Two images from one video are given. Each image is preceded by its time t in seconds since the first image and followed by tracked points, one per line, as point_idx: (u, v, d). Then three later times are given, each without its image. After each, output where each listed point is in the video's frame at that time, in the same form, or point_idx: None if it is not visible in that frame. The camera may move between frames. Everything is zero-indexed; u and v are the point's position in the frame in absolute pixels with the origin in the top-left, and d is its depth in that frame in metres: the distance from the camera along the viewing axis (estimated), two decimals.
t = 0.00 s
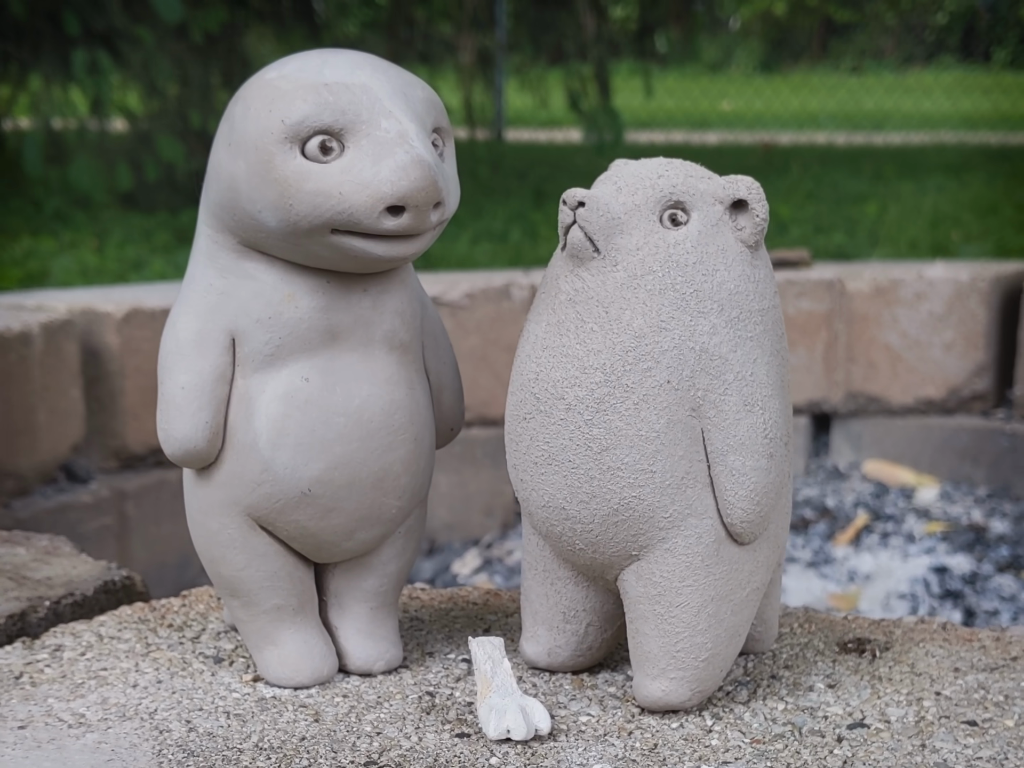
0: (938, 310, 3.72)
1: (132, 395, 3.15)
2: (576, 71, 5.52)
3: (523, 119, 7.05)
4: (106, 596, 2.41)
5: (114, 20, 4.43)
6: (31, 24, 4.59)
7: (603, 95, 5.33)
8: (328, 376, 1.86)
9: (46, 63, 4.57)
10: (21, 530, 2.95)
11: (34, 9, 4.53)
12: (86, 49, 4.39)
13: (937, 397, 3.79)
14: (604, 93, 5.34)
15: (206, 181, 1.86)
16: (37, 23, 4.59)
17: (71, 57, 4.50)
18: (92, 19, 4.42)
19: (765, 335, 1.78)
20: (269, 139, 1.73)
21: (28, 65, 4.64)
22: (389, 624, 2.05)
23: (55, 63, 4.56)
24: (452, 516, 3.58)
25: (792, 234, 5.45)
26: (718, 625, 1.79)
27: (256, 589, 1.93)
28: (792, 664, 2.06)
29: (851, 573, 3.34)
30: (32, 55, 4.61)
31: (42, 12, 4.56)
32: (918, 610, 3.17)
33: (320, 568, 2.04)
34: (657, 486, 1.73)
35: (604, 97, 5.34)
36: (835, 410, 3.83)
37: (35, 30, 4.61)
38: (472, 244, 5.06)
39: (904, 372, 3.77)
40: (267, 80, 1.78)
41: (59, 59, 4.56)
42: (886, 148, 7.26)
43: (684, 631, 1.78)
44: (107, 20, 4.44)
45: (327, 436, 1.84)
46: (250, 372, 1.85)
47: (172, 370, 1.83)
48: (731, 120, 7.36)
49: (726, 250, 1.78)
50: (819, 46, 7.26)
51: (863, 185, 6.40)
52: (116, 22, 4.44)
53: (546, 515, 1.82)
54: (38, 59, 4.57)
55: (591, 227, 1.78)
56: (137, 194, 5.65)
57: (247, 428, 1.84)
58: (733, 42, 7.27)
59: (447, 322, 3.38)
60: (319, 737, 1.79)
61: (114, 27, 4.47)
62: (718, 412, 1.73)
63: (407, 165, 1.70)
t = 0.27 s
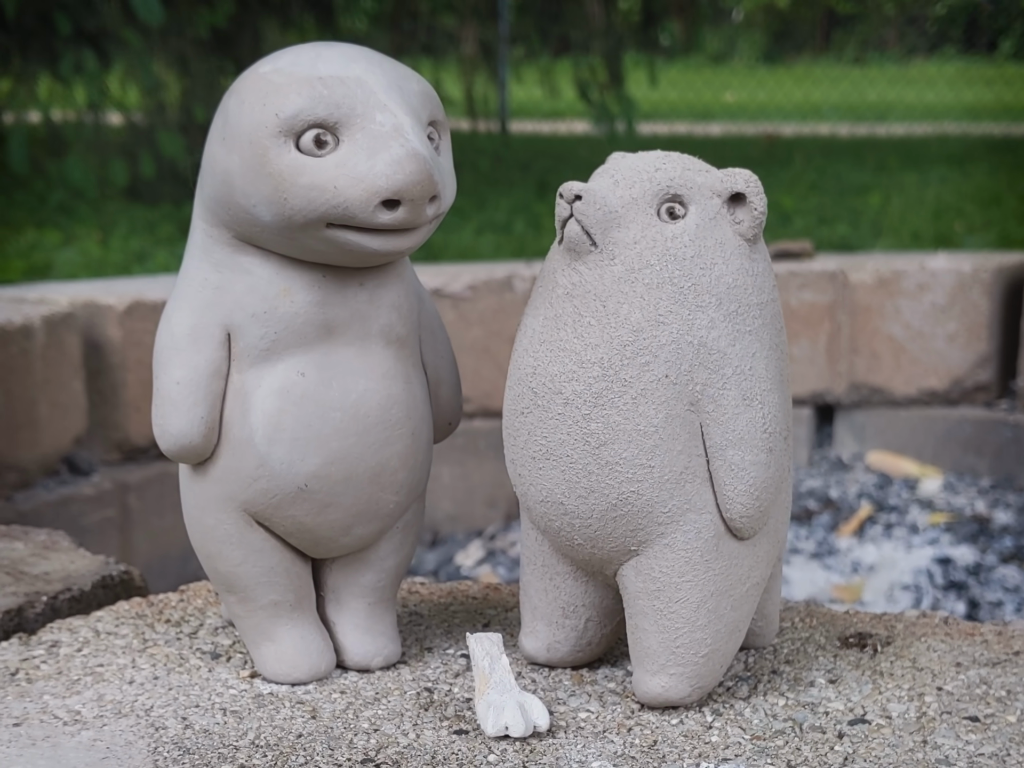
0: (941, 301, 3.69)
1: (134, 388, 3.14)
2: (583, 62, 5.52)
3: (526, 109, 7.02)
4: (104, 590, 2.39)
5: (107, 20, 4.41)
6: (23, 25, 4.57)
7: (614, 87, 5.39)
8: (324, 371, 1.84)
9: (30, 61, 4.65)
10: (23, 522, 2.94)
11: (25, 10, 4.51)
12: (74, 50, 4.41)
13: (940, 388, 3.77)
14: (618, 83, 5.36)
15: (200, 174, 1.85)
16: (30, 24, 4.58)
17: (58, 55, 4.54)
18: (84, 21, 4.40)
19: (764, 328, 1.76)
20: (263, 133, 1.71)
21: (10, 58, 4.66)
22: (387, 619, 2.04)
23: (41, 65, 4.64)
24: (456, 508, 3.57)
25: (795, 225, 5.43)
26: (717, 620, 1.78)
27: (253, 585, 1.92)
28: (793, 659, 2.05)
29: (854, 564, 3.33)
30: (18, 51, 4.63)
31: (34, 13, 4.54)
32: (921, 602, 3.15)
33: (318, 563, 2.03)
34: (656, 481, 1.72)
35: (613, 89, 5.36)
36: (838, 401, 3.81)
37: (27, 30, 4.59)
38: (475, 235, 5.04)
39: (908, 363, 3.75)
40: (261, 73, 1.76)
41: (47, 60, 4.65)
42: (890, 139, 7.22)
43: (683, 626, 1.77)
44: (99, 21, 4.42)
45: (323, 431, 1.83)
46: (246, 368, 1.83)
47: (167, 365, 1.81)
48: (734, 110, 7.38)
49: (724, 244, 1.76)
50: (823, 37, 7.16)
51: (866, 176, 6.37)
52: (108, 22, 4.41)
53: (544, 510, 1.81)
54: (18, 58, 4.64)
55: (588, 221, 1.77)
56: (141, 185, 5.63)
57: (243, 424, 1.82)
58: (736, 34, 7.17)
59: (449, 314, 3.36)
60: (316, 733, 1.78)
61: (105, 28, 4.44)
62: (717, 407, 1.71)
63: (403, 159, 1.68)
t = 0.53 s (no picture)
0: (940, 295, 3.68)
1: (132, 382, 3.12)
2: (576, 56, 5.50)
3: (524, 102, 6.99)
4: (100, 588, 2.38)
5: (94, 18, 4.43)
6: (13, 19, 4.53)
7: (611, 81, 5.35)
8: (323, 367, 1.82)
9: (19, 55, 4.60)
10: (20, 517, 2.92)
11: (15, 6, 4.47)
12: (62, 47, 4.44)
13: (940, 382, 3.75)
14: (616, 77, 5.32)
15: (198, 168, 1.82)
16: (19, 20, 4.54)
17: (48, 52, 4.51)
18: (72, 19, 4.42)
19: (767, 324, 1.74)
20: (262, 126, 1.69)
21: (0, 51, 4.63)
22: (386, 617, 2.02)
23: (30, 57, 4.60)
24: (454, 501, 3.55)
25: (794, 219, 5.41)
26: (719, 619, 1.76)
27: (251, 582, 1.90)
28: (795, 657, 2.03)
29: (854, 559, 3.32)
30: (8, 46, 4.59)
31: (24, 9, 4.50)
32: (921, 596, 3.14)
33: (316, 561, 2.01)
34: (658, 478, 1.70)
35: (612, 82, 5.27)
36: (837, 395, 3.79)
37: (17, 26, 4.55)
38: (473, 228, 5.02)
39: (907, 357, 3.73)
40: (260, 66, 1.74)
41: (37, 54, 4.59)
42: (887, 133, 7.20)
43: (685, 624, 1.75)
44: (88, 19, 4.43)
45: (322, 427, 1.81)
46: (244, 363, 1.81)
47: (164, 360, 1.79)
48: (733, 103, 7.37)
49: (726, 239, 1.74)
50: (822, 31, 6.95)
51: (865, 170, 6.34)
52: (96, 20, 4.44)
53: (545, 507, 1.79)
54: (8, 52, 4.60)
55: (590, 215, 1.75)
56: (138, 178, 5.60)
57: (242, 420, 1.80)
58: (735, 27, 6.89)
59: (447, 307, 3.34)
60: (314, 733, 1.76)
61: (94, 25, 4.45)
62: (720, 404, 1.69)
63: (403, 153, 1.66)
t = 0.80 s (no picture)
0: (943, 287, 3.66)
1: (133, 373, 3.11)
2: (572, 47, 5.65)
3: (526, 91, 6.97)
4: (100, 584, 2.37)
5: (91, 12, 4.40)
6: (10, 12, 4.50)
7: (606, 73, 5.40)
8: (324, 366, 1.81)
9: (19, 47, 4.58)
10: (20, 509, 2.91)
11: None
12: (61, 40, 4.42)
13: (942, 374, 3.74)
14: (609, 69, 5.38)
15: (198, 166, 1.81)
16: (15, 11, 4.50)
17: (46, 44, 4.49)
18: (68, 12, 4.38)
19: (771, 323, 1.73)
20: (263, 125, 1.68)
21: None
22: (387, 616, 2.02)
23: (29, 49, 4.57)
24: (456, 492, 3.54)
25: (796, 209, 5.39)
26: (722, 618, 1.75)
27: (251, 581, 1.89)
28: (799, 656, 2.03)
29: (856, 550, 3.31)
30: (7, 38, 4.57)
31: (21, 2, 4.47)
32: (924, 589, 3.13)
33: (317, 559, 2.00)
34: (661, 478, 1.69)
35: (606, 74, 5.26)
36: (839, 386, 3.77)
37: (14, 19, 4.52)
38: (476, 217, 5.00)
39: (910, 349, 3.72)
40: (261, 65, 1.72)
41: (37, 45, 4.57)
42: (889, 123, 7.18)
43: (688, 624, 1.74)
44: (84, 11, 4.41)
45: (323, 426, 1.80)
46: (244, 362, 1.80)
47: (165, 359, 1.78)
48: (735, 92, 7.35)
49: (730, 239, 1.73)
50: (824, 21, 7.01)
51: (867, 159, 6.32)
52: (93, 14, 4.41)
53: (547, 506, 1.78)
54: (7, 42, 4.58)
55: (592, 215, 1.73)
56: (139, 167, 5.58)
57: (242, 419, 1.79)
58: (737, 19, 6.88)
59: (449, 298, 3.33)
60: (315, 733, 1.75)
61: (91, 19, 4.43)
62: (723, 403, 1.68)
63: (405, 152, 1.65)
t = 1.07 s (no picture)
0: (948, 283, 3.64)
1: (133, 370, 3.09)
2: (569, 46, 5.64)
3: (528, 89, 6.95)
4: (99, 583, 2.35)
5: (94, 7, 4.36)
6: (10, 9, 4.46)
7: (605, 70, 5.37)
8: (325, 363, 1.79)
9: (21, 44, 4.55)
10: (20, 508, 2.89)
11: None
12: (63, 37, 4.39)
13: (947, 371, 3.71)
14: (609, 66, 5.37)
15: (198, 161, 1.79)
16: (15, 7, 4.46)
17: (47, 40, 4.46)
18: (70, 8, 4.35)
19: (776, 320, 1.70)
20: (263, 119, 1.66)
21: None
22: (389, 615, 2.00)
23: (30, 46, 4.55)
24: (458, 490, 3.52)
25: (799, 206, 5.36)
26: (728, 619, 1.73)
27: (252, 581, 1.87)
28: (805, 656, 2.00)
29: (861, 548, 3.29)
30: (8, 36, 4.55)
31: None
32: (929, 588, 3.11)
33: (318, 558, 1.99)
34: (665, 476, 1.67)
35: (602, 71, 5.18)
36: (843, 384, 3.75)
37: (14, 15, 4.48)
38: (478, 215, 4.97)
39: (914, 347, 3.69)
40: (262, 59, 1.70)
41: (38, 42, 4.54)
42: (892, 120, 7.15)
43: (693, 625, 1.72)
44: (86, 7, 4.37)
45: (324, 424, 1.78)
46: (244, 358, 1.78)
47: (163, 356, 1.76)
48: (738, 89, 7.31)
49: (735, 234, 1.70)
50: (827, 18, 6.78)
51: (871, 156, 6.28)
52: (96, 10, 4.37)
53: (550, 504, 1.76)
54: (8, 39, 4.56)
55: (596, 210, 1.71)
56: (140, 164, 5.56)
57: (241, 417, 1.77)
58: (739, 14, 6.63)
59: (451, 295, 3.31)
60: (316, 735, 1.73)
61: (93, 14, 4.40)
62: (728, 401, 1.66)
63: (406, 147, 1.62)
